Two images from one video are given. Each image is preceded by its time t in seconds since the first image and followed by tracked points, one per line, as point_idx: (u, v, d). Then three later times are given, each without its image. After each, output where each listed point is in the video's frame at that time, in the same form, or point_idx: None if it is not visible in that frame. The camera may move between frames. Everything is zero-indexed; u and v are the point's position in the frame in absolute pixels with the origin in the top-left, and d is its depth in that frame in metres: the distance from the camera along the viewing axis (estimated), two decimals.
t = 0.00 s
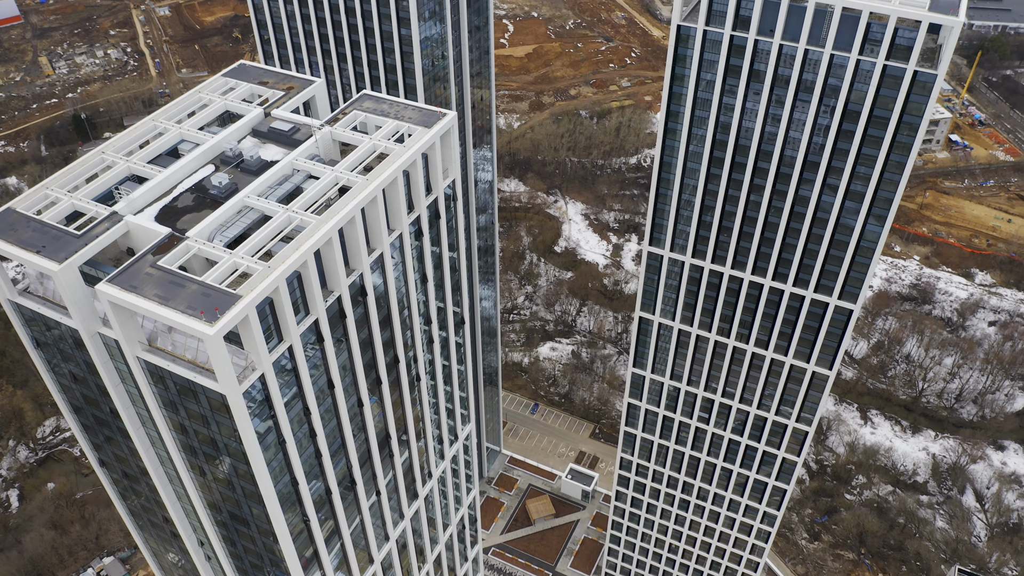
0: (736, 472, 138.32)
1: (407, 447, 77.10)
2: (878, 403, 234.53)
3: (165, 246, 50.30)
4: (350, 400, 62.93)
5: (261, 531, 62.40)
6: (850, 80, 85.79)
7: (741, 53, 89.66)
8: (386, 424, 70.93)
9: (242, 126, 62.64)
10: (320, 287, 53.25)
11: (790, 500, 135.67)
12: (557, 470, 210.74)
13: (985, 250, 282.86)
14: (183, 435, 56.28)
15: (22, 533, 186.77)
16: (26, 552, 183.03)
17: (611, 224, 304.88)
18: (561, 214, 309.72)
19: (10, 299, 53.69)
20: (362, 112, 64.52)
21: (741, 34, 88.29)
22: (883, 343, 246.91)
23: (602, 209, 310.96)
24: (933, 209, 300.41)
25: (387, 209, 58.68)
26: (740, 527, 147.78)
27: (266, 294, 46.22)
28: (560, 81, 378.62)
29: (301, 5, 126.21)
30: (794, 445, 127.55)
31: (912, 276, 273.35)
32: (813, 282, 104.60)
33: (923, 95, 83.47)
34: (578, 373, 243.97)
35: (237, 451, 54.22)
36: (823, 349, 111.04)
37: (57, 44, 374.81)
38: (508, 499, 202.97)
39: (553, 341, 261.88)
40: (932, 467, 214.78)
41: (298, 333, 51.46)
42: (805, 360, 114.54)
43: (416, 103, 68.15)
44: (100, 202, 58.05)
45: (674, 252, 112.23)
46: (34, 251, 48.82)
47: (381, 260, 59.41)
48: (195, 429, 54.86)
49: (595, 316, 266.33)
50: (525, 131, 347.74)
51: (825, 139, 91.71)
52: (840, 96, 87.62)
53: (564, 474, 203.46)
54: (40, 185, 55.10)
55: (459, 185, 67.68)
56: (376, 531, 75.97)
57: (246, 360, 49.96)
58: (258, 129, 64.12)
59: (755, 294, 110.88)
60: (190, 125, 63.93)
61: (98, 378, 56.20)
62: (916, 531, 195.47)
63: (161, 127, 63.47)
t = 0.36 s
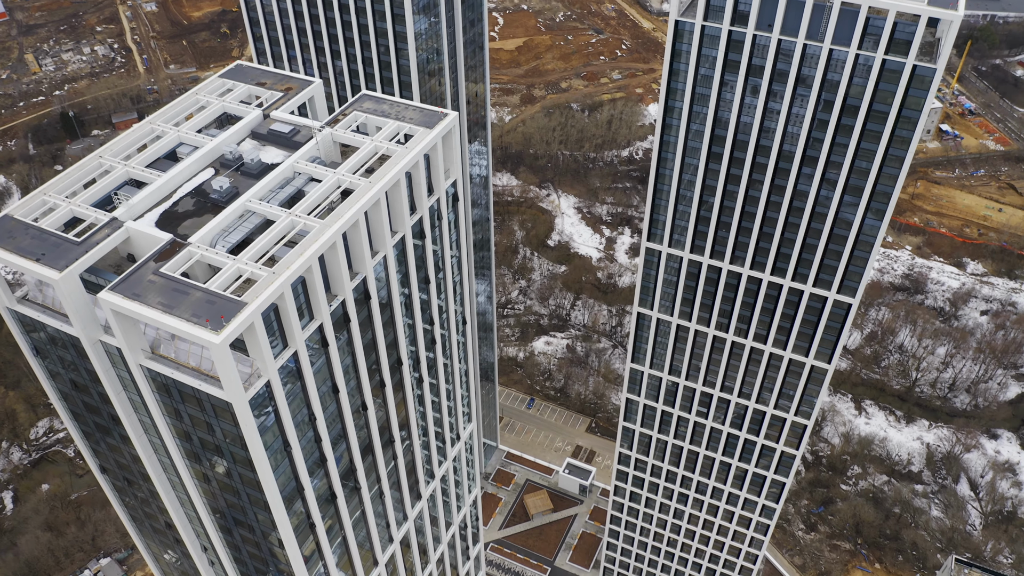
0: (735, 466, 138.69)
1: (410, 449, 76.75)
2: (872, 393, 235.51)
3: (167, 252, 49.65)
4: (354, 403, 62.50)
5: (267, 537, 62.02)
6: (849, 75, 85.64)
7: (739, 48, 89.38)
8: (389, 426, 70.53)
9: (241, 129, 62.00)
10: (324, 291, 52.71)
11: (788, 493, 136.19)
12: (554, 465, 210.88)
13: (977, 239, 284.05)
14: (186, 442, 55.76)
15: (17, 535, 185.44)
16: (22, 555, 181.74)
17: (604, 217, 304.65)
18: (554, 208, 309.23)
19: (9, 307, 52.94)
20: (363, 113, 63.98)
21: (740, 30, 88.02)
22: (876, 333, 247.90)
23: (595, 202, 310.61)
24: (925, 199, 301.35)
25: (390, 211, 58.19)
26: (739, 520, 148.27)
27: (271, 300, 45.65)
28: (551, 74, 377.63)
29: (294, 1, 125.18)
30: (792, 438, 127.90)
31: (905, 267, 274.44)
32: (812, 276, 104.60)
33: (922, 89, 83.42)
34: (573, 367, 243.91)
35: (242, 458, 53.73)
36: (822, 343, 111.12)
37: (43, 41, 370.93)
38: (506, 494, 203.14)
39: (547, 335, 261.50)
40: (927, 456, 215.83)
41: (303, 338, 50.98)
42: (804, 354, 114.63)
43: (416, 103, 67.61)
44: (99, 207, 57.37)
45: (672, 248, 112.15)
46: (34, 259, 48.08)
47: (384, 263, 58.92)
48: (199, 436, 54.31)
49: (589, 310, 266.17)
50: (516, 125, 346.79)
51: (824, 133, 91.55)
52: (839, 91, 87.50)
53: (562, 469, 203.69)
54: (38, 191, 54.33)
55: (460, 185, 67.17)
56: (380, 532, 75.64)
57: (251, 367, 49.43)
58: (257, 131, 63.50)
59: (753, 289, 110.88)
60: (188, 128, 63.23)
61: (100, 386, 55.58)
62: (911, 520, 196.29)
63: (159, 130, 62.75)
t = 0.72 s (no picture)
0: (734, 459, 139.07)
1: (414, 449, 76.53)
2: (867, 383, 236.58)
3: (170, 258, 49.06)
4: (359, 407, 62.21)
5: (273, 542, 61.78)
6: (848, 69, 85.46)
7: (738, 43, 89.13)
8: (393, 427, 70.25)
9: (242, 130, 61.51)
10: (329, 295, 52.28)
11: (787, 486, 136.72)
12: (551, 459, 211.41)
13: (968, 229, 285.21)
14: (192, 448, 55.34)
15: (13, 537, 184.31)
16: (18, 557, 180.51)
17: (597, 210, 304.37)
18: (547, 201, 308.66)
19: (9, 315, 52.32)
20: (364, 114, 63.56)
21: (739, 25, 87.70)
22: (870, 323, 249.12)
23: (588, 195, 310.19)
24: (916, 189, 302.31)
25: (394, 212, 57.67)
26: (738, 513, 148.73)
27: (278, 306, 45.11)
28: (542, 67, 376.51)
29: None
30: (791, 432, 128.20)
31: (898, 257, 275.44)
32: (811, 271, 104.51)
33: (922, 83, 83.26)
34: (568, 361, 243.93)
35: (250, 465, 53.37)
36: (821, 336, 111.17)
37: (29, 38, 366.79)
38: (504, 489, 203.38)
39: (542, 329, 261.06)
40: (922, 446, 216.88)
41: (309, 343, 50.54)
42: (803, 348, 114.69)
43: (416, 103, 67.12)
44: (98, 212, 56.77)
45: (671, 244, 112.22)
46: (35, 266, 47.47)
47: (388, 265, 58.43)
48: (205, 444, 53.89)
49: (584, 304, 265.93)
50: (508, 118, 345.73)
51: (823, 128, 91.34)
52: (838, 85, 87.35)
53: (559, 464, 203.95)
54: (36, 198, 53.72)
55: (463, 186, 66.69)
56: (385, 534, 75.44)
57: (258, 373, 48.98)
58: (258, 133, 63.02)
59: (752, 283, 110.81)
60: (188, 130, 62.66)
61: (103, 393, 55.09)
62: (907, 510, 197.47)
63: (158, 133, 62.31)
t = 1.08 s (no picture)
0: (734, 452, 139.39)
1: (418, 450, 76.31)
2: (861, 373, 237.66)
3: (174, 263, 48.59)
4: (365, 409, 61.92)
5: (280, 547, 61.51)
6: (848, 63, 85.35)
7: (737, 37, 88.89)
8: (398, 428, 69.99)
9: (242, 132, 61.14)
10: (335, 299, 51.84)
11: (786, 478, 137.22)
12: (548, 453, 211.69)
13: (960, 218, 286.35)
14: (197, 454, 54.93)
15: (8, 539, 182.36)
16: (14, 558, 179.40)
17: (590, 203, 304.01)
18: (540, 194, 308.25)
19: (9, 322, 51.74)
20: (365, 114, 63.23)
21: (738, 19, 87.46)
22: (864, 314, 250.08)
23: (581, 188, 309.85)
24: (909, 179, 303.23)
25: (397, 213, 57.33)
26: (738, 506, 149.14)
27: (286, 312, 44.68)
28: (533, 59, 375.34)
29: None
30: (790, 424, 128.49)
31: (890, 247, 276.29)
32: (810, 265, 104.55)
33: (922, 76, 83.21)
34: (564, 355, 243.96)
35: (257, 470, 53.00)
36: (820, 330, 111.26)
37: (15, 34, 362.82)
38: (502, 484, 203.54)
39: (537, 323, 260.74)
40: (916, 435, 218.14)
41: (316, 348, 50.15)
42: (802, 342, 114.64)
43: (417, 102, 66.71)
44: (98, 216, 56.30)
45: (669, 238, 112.10)
46: (38, 274, 46.95)
47: (392, 266, 58.03)
48: (211, 449, 53.50)
49: (578, 297, 265.84)
50: (500, 111, 344.77)
51: (822, 122, 91.24)
52: (838, 79, 87.21)
53: (557, 458, 204.11)
54: (36, 203, 53.26)
55: (465, 185, 66.32)
56: (390, 534, 75.23)
57: (265, 379, 48.53)
58: (258, 134, 62.65)
59: (751, 278, 110.80)
60: (188, 132, 62.17)
61: (106, 399, 54.57)
62: (903, 499, 198.64)
63: (158, 135, 61.79)
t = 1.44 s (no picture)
0: (733, 446, 139.80)
1: (422, 450, 76.19)
2: (855, 363, 238.57)
3: (179, 269, 48.19)
4: (371, 412, 61.72)
5: (287, 551, 61.29)
6: (847, 57, 85.17)
7: (736, 32, 88.58)
8: (403, 429, 69.80)
9: (244, 134, 60.78)
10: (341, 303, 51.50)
11: (785, 470, 137.76)
12: (546, 448, 211.87)
13: (952, 208, 287.42)
14: (203, 460, 54.60)
15: (4, 541, 181.10)
16: (10, 560, 178.37)
17: (583, 196, 303.65)
18: (533, 187, 307.68)
19: (11, 329, 51.21)
20: (367, 115, 62.99)
21: (736, 14, 87.05)
22: (858, 304, 250.79)
23: (574, 181, 309.48)
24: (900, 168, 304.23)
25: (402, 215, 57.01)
26: (737, 498, 149.71)
27: (293, 318, 44.29)
28: (524, 52, 374.02)
29: None
30: (789, 417, 128.89)
31: (883, 237, 276.84)
32: (809, 258, 104.62)
33: (921, 70, 83.15)
34: (559, 349, 243.94)
35: (264, 476, 52.72)
36: (819, 323, 111.48)
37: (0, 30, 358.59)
38: (499, 479, 203.75)
39: (532, 317, 260.42)
40: (911, 424, 219.37)
41: (323, 352, 49.80)
42: (801, 335, 114.75)
43: (419, 102, 66.33)
44: (99, 221, 55.91)
45: (668, 233, 111.93)
46: (41, 282, 46.52)
47: (398, 268, 57.76)
48: (218, 456, 53.19)
49: (573, 290, 265.69)
50: (491, 105, 343.63)
51: (822, 116, 91.12)
52: (837, 73, 87.06)
53: (554, 452, 204.28)
54: (36, 209, 52.97)
55: (468, 185, 65.98)
56: (395, 535, 75.15)
57: (273, 386, 48.21)
58: (259, 136, 62.27)
59: (750, 272, 110.86)
60: (188, 135, 61.80)
61: (110, 407, 54.15)
62: (899, 489, 199.88)
63: (157, 138, 61.40)
